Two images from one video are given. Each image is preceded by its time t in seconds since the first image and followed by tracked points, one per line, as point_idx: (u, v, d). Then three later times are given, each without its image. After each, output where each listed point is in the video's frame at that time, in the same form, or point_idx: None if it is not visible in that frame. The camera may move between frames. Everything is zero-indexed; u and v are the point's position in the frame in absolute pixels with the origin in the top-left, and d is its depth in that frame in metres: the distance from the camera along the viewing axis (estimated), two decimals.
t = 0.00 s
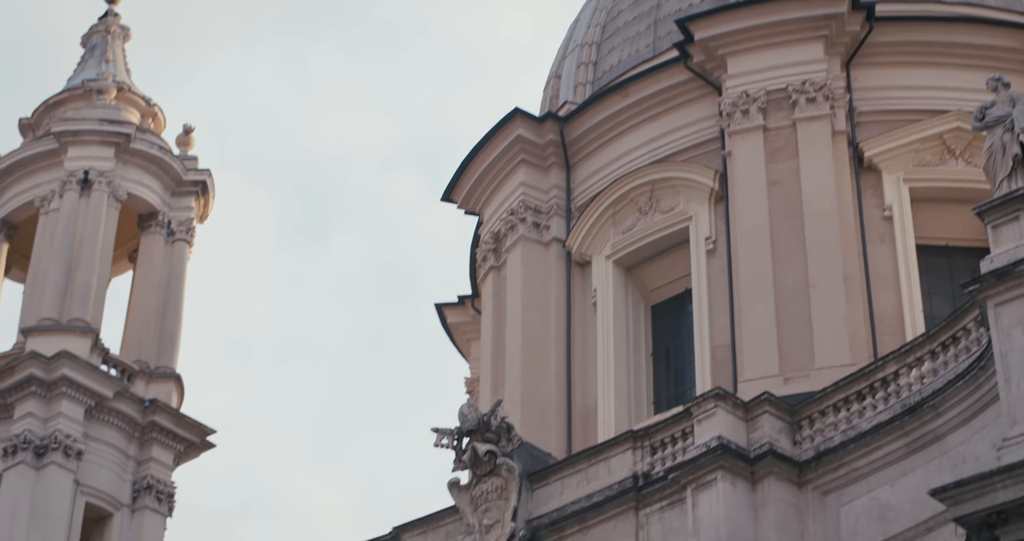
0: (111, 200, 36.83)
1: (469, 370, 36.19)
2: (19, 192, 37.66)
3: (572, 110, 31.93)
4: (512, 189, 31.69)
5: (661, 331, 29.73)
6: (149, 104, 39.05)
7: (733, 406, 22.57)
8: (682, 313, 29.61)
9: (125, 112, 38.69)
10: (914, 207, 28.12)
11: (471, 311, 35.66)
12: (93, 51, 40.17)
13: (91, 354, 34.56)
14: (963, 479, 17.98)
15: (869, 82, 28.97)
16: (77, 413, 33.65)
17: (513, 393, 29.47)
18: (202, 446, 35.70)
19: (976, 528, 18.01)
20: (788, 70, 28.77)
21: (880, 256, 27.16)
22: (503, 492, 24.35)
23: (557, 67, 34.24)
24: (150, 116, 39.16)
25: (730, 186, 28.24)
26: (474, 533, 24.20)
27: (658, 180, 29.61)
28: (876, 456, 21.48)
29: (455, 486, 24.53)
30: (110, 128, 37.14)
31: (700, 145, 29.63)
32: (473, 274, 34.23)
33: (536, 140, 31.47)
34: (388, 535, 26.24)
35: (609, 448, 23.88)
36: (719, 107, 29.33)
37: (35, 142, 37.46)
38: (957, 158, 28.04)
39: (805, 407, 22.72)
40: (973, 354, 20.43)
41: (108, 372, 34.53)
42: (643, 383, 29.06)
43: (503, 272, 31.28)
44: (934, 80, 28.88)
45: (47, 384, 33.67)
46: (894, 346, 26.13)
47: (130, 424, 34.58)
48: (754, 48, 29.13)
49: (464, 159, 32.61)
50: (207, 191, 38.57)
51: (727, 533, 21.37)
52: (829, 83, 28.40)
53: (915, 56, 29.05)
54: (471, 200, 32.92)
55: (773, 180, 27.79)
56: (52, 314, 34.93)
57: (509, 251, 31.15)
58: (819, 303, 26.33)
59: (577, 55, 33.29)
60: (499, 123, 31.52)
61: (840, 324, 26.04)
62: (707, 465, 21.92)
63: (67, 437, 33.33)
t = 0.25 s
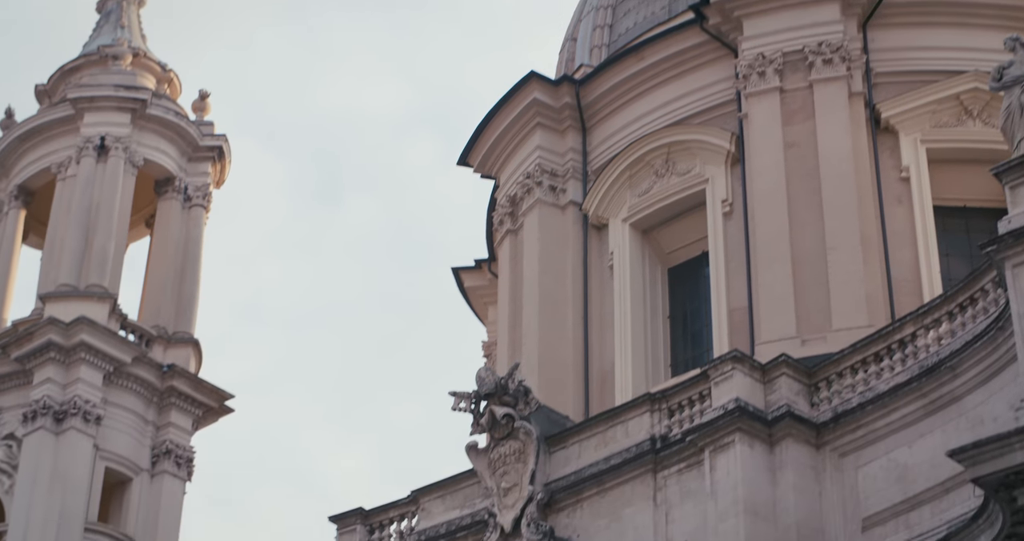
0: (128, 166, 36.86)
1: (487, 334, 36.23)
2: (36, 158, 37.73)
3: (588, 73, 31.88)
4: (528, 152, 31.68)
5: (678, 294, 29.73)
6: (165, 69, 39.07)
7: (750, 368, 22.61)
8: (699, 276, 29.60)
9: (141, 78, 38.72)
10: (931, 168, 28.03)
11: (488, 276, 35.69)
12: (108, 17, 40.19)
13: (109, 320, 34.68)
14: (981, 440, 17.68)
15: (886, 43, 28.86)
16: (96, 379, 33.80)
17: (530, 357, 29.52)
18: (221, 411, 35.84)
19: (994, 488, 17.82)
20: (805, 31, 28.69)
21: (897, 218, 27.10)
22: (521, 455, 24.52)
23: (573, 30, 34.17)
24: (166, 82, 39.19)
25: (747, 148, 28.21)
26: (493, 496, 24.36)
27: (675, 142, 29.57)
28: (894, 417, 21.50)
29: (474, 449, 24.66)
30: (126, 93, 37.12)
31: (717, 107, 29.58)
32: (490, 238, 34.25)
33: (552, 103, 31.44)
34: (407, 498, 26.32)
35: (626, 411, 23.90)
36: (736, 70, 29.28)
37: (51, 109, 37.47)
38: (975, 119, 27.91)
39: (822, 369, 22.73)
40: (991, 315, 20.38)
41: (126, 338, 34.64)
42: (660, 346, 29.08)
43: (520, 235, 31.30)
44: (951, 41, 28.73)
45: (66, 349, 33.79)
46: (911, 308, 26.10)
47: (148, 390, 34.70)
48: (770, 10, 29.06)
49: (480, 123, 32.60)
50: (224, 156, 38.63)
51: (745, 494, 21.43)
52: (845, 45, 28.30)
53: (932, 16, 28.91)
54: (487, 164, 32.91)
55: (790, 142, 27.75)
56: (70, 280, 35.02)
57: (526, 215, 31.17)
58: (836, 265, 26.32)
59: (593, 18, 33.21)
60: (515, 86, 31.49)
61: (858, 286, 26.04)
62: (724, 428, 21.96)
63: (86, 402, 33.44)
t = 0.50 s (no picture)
0: (143, 133, 36.88)
1: (501, 299, 36.27)
2: (51, 126, 37.78)
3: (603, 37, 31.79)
4: (543, 118, 31.63)
5: (694, 258, 29.71)
6: (179, 36, 39.05)
7: (766, 332, 22.62)
8: (715, 240, 29.57)
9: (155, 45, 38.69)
10: (947, 131, 27.97)
11: (503, 241, 35.72)
12: None
13: (126, 287, 34.78)
14: (999, 403, 17.70)
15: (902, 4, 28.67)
16: (114, 346, 33.94)
17: (546, 322, 29.56)
18: (237, 377, 35.95)
19: (1011, 451, 17.81)
20: None
21: (913, 181, 27.02)
22: (537, 420, 24.46)
23: None
24: (180, 49, 39.18)
25: (763, 112, 28.17)
26: (510, 462, 24.19)
27: (690, 107, 29.50)
28: (910, 381, 21.49)
29: (490, 415, 24.64)
30: (140, 61, 37.08)
31: (732, 71, 29.49)
32: (505, 202, 34.23)
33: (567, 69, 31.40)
34: (423, 463, 26.40)
35: (643, 376, 23.94)
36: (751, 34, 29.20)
37: (65, 77, 37.46)
38: (991, 82, 27.84)
39: (838, 333, 22.72)
40: (1008, 278, 20.36)
41: (143, 305, 34.76)
42: (675, 310, 29.10)
43: (535, 201, 31.28)
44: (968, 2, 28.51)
45: (83, 316, 33.85)
46: (927, 271, 26.06)
47: (165, 357, 34.83)
48: None
49: (494, 88, 32.54)
50: (239, 123, 38.58)
51: (762, 459, 21.49)
52: (861, 8, 28.09)
53: None
54: (502, 129, 32.85)
55: (805, 105, 27.74)
56: (86, 248, 35.10)
57: (541, 180, 31.15)
58: (851, 228, 26.31)
59: None
60: (529, 52, 31.42)
61: (873, 249, 26.02)
62: (740, 392, 22.00)
63: (104, 369, 33.57)
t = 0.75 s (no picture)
0: (160, 95, 36.88)
1: (520, 259, 36.28)
2: (68, 88, 37.79)
3: None
4: (560, 77, 31.58)
5: (712, 217, 29.66)
6: None
7: (785, 291, 22.59)
8: (733, 199, 29.52)
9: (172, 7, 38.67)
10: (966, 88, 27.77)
11: (521, 202, 35.70)
12: None
13: (145, 249, 34.86)
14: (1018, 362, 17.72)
15: None
16: (133, 309, 34.00)
17: (563, 282, 29.57)
18: (256, 338, 36.08)
19: None
20: None
21: (932, 139, 26.91)
22: (556, 380, 24.48)
23: None
24: (196, 11, 39.17)
25: (780, 70, 28.10)
26: (528, 421, 24.36)
27: (707, 66, 29.40)
28: (929, 338, 21.47)
29: (508, 375, 24.70)
30: (156, 23, 37.00)
31: (750, 29, 29.37)
32: (522, 163, 34.20)
33: (584, 29, 31.33)
34: (442, 424, 26.48)
35: (661, 335, 23.95)
36: None
37: (82, 39, 37.45)
38: (1011, 39, 27.43)
39: (856, 291, 22.70)
40: None
41: (162, 267, 34.85)
42: (694, 270, 29.09)
43: (552, 161, 31.25)
44: None
45: (102, 279, 33.91)
46: (946, 229, 25.97)
47: (184, 319, 34.97)
48: None
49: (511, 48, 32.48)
50: (255, 84, 38.64)
51: (780, 417, 21.51)
52: None
53: None
54: (519, 90, 32.80)
55: (823, 64, 27.68)
56: (104, 210, 35.15)
57: (559, 140, 31.11)
58: (870, 187, 26.26)
59: None
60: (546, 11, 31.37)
61: (892, 208, 25.96)
62: (759, 351, 21.99)
63: (123, 331, 33.65)
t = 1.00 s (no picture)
0: (176, 65, 36.87)
1: (537, 226, 36.27)
2: (85, 58, 37.81)
3: None
4: (576, 44, 31.53)
5: (729, 182, 29.63)
6: None
7: (802, 257, 22.53)
8: (750, 165, 29.45)
9: None
10: (984, 51, 27.60)
11: (537, 169, 35.67)
12: None
13: (162, 219, 34.94)
14: None
15: None
16: (151, 278, 34.10)
17: (581, 249, 29.58)
18: (274, 307, 36.21)
19: None
20: None
21: (950, 104, 26.72)
22: (573, 346, 24.53)
23: None
24: None
25: (798, 36, 28.02)
26: (546, 388, 24.39)
27: (724, 32, 29.29)
28: (947, 304, 21.45)
29: (526, 342, 24.72)
30: None
31: None
32: (539, 129, 34.16)
33: None
34: (460, 391, 26.52)
35: (679, 301, 23.94)
36: None
37: (98, 9, 37.49)
38: None
39: (874, 257, 22.68)
40: None
41: (179, 236, 34.95)
42: (711, 236, 29.07)
43: (569, 128, 31.22)
44: None
45: (120, 248, 33.99)
46: (965, 194, 25.89)
47: (203, 288, 35.09)
48: None
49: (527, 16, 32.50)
50: (272, 53, 38.72)
51: (799, 382, 21.53)
52: None
53: None
54: (535, 57, 32.75)
55: (840, 29, 27.60)
56: (121, 180, 35.20)
57: (575, 107, 31.09)
58: (887, 152, 26.20)
59: None
60: None
61: (910, 173, 25.91)
62: (777, 316, 21.95)
63: (141, 301, 33.75)
